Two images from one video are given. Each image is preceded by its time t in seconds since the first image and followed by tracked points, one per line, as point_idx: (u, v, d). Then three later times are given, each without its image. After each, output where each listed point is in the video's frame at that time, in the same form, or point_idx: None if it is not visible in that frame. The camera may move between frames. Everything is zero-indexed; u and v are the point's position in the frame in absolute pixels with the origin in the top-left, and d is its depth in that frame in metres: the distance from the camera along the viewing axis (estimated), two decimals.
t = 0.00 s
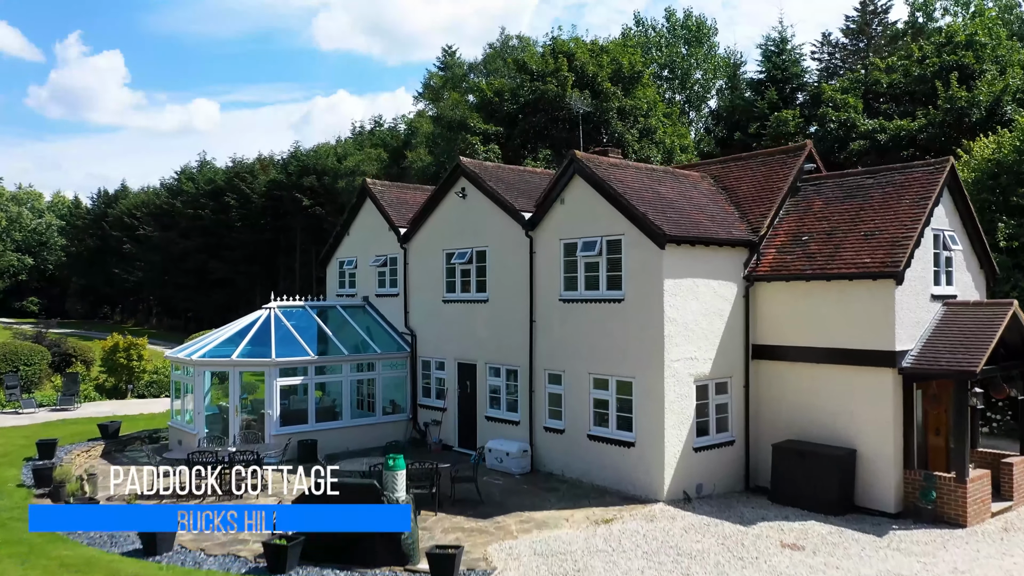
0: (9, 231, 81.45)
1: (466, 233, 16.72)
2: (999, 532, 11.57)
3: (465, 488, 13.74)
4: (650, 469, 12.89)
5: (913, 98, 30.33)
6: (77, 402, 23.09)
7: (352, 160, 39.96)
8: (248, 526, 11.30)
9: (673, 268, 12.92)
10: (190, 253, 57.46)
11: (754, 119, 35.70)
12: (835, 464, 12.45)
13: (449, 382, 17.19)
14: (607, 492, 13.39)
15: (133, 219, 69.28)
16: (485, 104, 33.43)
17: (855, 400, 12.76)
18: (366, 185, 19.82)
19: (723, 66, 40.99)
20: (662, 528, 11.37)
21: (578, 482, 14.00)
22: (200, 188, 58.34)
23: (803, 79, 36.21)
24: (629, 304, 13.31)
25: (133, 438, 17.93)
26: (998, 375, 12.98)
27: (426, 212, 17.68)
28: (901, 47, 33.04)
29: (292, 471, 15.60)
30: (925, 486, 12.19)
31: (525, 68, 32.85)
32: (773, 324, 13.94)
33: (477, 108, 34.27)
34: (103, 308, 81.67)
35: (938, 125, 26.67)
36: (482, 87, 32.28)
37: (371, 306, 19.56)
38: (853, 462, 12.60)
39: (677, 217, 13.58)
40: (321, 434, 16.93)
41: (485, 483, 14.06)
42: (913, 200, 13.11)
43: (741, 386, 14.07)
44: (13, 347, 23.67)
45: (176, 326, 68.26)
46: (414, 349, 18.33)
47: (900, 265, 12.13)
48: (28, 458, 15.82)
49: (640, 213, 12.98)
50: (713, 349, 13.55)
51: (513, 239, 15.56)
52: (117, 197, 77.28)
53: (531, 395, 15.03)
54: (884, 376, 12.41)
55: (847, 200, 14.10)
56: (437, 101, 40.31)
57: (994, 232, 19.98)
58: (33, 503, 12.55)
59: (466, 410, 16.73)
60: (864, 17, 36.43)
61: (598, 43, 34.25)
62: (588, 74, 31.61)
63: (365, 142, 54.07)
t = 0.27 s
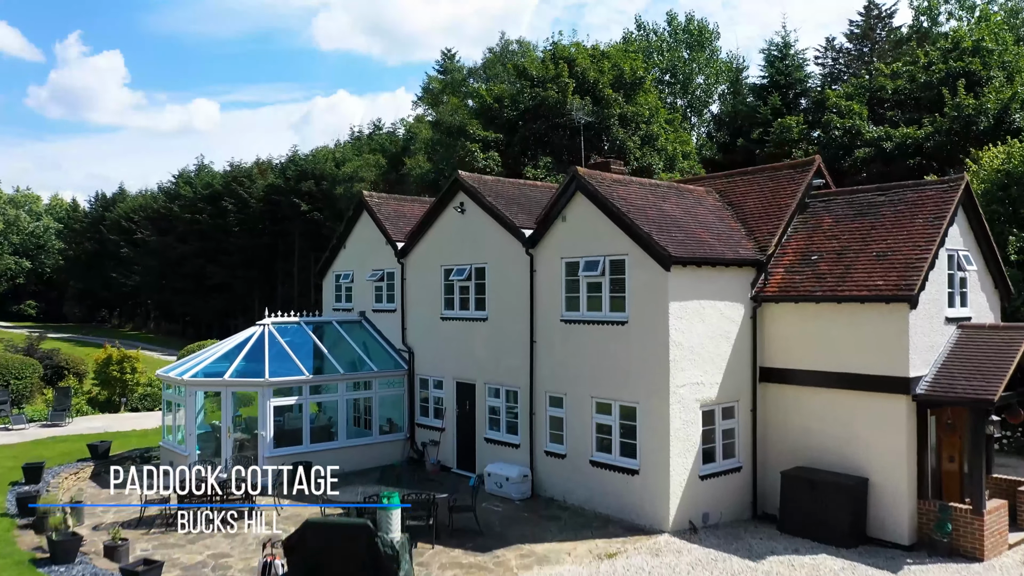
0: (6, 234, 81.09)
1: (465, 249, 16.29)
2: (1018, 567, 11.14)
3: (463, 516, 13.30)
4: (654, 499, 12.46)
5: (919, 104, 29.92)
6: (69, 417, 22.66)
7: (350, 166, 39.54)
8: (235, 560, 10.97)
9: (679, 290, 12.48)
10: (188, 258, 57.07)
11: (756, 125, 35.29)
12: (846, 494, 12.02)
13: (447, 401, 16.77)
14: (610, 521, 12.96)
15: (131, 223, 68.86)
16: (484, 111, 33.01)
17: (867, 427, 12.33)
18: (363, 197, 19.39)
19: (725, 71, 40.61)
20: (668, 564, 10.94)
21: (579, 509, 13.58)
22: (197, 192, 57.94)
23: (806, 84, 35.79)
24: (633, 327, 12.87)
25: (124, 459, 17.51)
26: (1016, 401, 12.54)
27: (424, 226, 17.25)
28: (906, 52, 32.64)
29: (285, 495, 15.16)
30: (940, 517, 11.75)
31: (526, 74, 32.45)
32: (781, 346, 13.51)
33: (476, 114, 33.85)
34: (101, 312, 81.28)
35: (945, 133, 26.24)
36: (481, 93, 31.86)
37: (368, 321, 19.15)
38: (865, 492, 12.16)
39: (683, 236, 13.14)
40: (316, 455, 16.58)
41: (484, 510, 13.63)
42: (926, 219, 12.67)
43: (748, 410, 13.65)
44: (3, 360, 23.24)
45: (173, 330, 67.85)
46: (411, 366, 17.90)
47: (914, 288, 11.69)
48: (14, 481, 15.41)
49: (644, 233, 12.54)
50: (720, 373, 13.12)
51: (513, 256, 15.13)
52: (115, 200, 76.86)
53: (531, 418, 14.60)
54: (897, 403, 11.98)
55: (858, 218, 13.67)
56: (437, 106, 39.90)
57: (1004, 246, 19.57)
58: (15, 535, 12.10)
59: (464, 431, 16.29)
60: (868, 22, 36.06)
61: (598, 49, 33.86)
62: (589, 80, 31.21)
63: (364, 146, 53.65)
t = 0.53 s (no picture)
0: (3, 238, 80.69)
1: (464, 269, 15.87)
2: None
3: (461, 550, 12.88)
4: (659, 534, 12.04)
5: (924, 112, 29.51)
6: (60, 435, 22.26)
7: (348, 173, 39.12)
8: None
9: (685, 318, 12.06)
10: (186, 263, 56.67)
11: (759, 132, 34.87)
12: (858, 530, 11.59)
13: (445, 425, 16.34)
14: (613, 556, 12.54)
15: (128, 228, 68.44)
16: (484, 119, 32.59)
17: (879, 461, 11.91)
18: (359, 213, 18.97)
19: (727, 77, 40.18)
20: None
21: (581, 541, 13.16)
22: (195, 197, 57.51)
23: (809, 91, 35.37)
24: (637, 355, 12.45)
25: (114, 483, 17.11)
26: None
27: (422, 245, 16.83)
28: (911, 60, 32.23)
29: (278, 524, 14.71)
30: (956, 555, 11.31)
31: (525, 82, 32.06)
32: (790, 374, 13.09)
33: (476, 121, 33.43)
34: (99, 316, 80.88)
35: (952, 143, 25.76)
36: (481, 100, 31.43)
37: (365, 340, 18.73)
38: (878, 528, 11.73)
39: (689, 261, 12.72)
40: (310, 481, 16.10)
41: (483, 543, 13.21)
42: (940, 244, 12.24)
43: (755, 440, 13.23)
44: None
45: (171, 335, 67.44)
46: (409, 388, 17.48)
47: (929, 318, 11.27)
48: None
49: (649, 259, 12.12)
50: (726, 402, 12.70)
51: (513, 278, 14.71)
52: (112, 205, 76.45)
53: (532, 446, 14.18)
54: (911, 436, 11.56)
55: (869, 241, 13.24)
56: (436, 112, 39.47)
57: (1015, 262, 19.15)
58: None
59: (463, 456, 15.87)
60: (872, 29, 35.65)
61: (599, 56, 33.44)
62: (589, 88, 30.78)
63: (362, 151, 53.25)
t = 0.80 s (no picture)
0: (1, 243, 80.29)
1: (462, 294, 15.47)
2: None
3: None
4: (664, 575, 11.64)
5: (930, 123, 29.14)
6: (52, 456, 21.87)
7: (346, 182, 38.72)
8: None
9: (690, 352, 11.67)
10: (183, 270, 56.27)
11: (762, 141, 34.51)
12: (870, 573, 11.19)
13: (444, 453, 15.95)
14: None
15: (126, 233, 68.04)
16: (483, 128, 32.22)
17: (892, 500, 11.51)
18: (355, 233, 18.58)
19: (729, 84, 39.81)
20: None
21: None
22: (192, 204, 57.12)
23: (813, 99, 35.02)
24: (640, 389, 12.05)
25: (105, 512, 16.73)
26: None
27: (419, 268, 16.44)
28: (916, 70, 31.87)
29: (272, 557, 14.30)
30: None
31: (525, 92, 31.69)
32: (798, 407, 12.70)
33: (475, 131, 33.06)
34: (97, 321, 80.47)
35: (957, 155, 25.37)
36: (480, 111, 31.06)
37: (361, 363, 18.33)
38: (890, 570, 11.33)
39: (694, 292, 12.33)
40: (304, 511, 15.67)
41: None
42: (954, 275, 11.84)
43: (762, 475, 12.84)
44: None
45: (169, 341, 67.07)
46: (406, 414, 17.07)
47: (943, 354, 10.87)
48: None
49: (653, 291, 11.73)
50: (733, 437, 12.31)
51: (513, 305, 14.32)
52: (110, 210, 76.04)
53: (532, 479, 13.77)
54: (925, 476, 11.16)
55: (879, 270, 12.84)
56: (435, 120, 39.09)
57: None
58: None
59: (462, 486, 15.48)
60: (876, 37, 35.28)
61: (600, 65, 33.07)
62: (590, 98, 30.39)
63: (361, 157, 52.89)
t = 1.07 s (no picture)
0: None
1: (461, 327, 15.05)
2: None
3: None
4: None
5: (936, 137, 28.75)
6: (42, 483, 21.44)
7: (345, 193, 38.32)
8: None
9: (697, 398, 11.24)
10: (181, 279, 55.84)
11: (765, 154, 34.11)
12: None
13: (442, 489, 15.53)
14: None
15: (123, 240, 67.63)
16: (483, 142, 31.81)
17: (906, 553, 11.08)
18: (351, 259, 18.17)
19: (731, 95, 39.42)
20: None
21: None
22: (190, 212, 56.70)
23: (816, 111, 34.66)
24: (645, 435, 11.63)
25: (95, 548, 16.31)
26: None
27: (416, 298, 16.01)
28: (922, 83, 31.49)
29: None
30: None
31: (526, 104, 31.29)
32: (808, 452, 12.28)
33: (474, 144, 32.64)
34: (95, 328, 80.03)
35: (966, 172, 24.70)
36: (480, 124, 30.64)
37: (358, 393, 17.93)
38: None
39: (701, 334, 11.90)
40: (298, 550, 15.23)
41: None
42: (971, 318, 11.41)
43: (771, 521, 12.43)
44: None
45: (167, 349, 66.68)
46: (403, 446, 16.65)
47: (962, 404, 10.44)
48: None
49: (659, 335, 11.30)
50: (741, 484, 11.89)
51: (512, 341, 13.91)
52: (108, 216, 75.60)
53: (533, 522, 13.35)
54: (942, 529, 10.73)
55: (892, 309, 12.41)
56: (435, 131, 38.68)
57: None
58: None
59: (461, 524, 15.06)
60: (880, 48, 34.97)
61: (602, 77, 32.66)
62: (591, 112, 29.99)
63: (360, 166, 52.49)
